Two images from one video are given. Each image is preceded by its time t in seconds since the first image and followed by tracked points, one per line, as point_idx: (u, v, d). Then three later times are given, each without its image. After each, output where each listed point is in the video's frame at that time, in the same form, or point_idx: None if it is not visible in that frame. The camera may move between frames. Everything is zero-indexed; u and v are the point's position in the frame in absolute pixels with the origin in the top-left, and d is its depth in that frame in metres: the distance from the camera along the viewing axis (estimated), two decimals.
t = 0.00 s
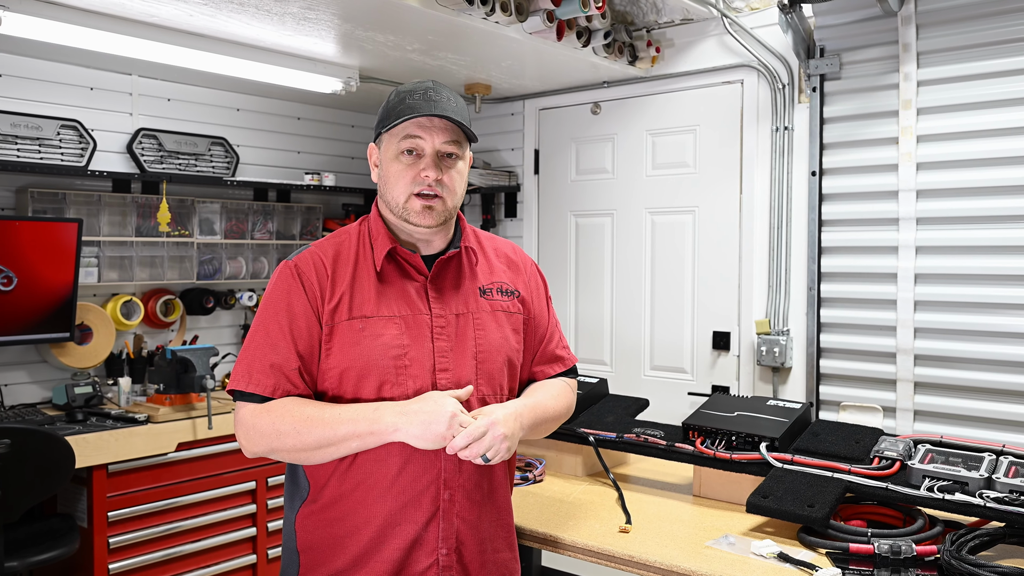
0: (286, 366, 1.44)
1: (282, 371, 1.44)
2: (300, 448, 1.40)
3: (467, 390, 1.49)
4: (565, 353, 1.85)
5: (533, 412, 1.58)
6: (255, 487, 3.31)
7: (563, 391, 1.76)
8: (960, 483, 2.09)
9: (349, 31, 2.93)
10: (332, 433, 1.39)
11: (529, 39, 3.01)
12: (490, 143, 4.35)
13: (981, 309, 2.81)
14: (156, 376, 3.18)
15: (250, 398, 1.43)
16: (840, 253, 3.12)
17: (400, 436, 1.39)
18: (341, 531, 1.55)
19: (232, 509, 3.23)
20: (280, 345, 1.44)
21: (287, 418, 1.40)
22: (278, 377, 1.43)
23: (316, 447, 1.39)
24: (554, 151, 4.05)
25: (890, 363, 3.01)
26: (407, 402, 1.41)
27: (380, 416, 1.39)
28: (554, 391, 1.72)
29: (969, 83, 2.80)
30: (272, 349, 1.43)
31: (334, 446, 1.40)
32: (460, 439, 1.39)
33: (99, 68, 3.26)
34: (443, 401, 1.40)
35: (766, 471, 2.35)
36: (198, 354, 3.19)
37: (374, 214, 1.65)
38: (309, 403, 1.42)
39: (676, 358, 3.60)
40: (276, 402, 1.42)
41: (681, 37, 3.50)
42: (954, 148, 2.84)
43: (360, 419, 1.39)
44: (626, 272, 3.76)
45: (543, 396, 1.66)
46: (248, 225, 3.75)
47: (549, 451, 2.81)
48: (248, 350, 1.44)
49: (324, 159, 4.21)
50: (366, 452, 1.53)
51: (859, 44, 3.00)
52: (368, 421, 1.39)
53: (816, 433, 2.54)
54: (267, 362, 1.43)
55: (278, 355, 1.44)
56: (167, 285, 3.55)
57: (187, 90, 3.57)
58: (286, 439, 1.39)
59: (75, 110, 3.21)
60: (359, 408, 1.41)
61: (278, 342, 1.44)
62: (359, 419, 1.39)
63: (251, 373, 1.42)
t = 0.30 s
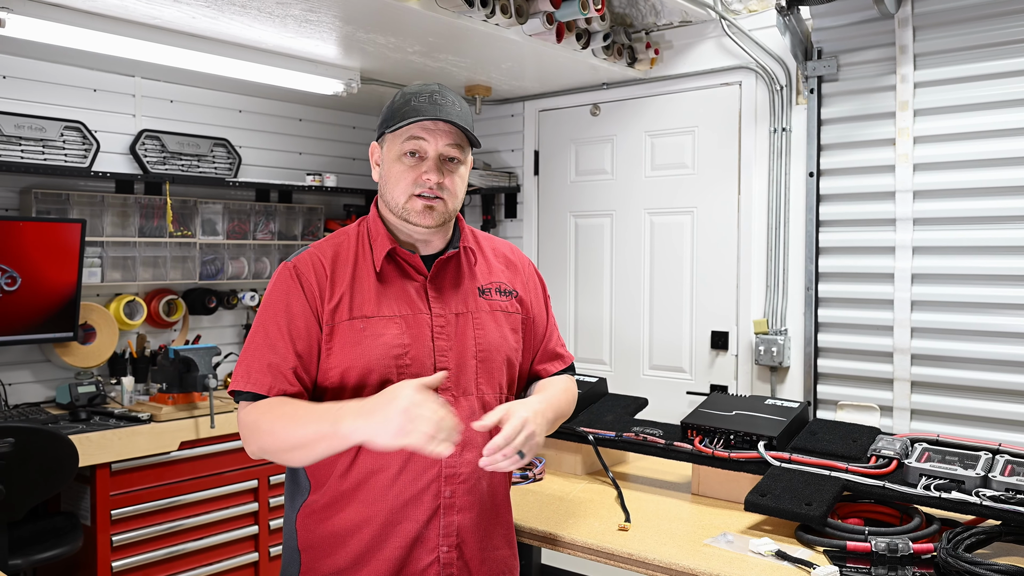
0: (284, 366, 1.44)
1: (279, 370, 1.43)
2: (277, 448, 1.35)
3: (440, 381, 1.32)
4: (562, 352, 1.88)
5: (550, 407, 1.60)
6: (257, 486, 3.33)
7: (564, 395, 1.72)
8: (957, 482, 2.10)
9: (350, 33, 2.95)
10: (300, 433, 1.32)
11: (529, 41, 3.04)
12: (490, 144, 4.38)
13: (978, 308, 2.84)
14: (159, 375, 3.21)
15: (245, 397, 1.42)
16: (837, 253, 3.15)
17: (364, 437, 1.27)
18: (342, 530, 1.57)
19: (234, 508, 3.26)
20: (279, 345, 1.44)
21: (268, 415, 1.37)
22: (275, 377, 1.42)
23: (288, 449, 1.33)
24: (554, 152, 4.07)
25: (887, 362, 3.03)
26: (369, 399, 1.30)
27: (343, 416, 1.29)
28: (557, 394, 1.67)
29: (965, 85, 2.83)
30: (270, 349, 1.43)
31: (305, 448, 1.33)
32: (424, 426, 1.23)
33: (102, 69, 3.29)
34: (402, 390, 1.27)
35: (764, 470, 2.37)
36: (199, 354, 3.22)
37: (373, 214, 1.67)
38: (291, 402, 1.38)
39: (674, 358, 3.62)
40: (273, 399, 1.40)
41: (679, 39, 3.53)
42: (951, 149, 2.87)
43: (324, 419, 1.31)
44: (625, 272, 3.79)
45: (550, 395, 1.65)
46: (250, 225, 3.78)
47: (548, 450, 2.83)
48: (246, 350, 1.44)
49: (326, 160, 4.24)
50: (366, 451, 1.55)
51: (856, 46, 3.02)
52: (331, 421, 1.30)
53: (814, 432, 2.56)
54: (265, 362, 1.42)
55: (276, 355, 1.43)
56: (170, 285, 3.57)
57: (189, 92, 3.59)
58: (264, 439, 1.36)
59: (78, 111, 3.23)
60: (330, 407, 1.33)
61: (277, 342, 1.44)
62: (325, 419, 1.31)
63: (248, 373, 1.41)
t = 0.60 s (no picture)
0: (283, 366, 1.46)
1: (280, 370, 1.45)
2: (269, 450, 1.38)
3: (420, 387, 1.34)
4: (562, 353, 1.90)
5: (552, 406, 1.64)
6: (259, 484, 3.36)
7: (563, 395, 1.74)
8: (954, 480, 2.12)
9: (351, 35, 2.98)
10: (289, 438, 1.34)
11: (529, 43, 3.06)
12: (490, 145, 4.40)
13: (974, 308, 2.86)
14: (163, 374, 3.25)
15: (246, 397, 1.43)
16: (835, 253, 3.17)
17: (350, 447, 1.30)
18: (343, 529, 1.59)
19: (236, 506, 3.28)
20: (279, 346, 1.46)
21: (261, 415, 1.40)
22: (275, 377, 1.44)
23: (278, 451, 1.36)
24: (553, 153, 4.10)
25: (884, 361, 3.06)
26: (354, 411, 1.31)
27: (329, 426, 1.32)
28: (558, 394, 1.71)
29: (961, 86, 2.85)
30: (270, 350, 1.45)
31: (295, 452, 1.36)
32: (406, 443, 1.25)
33: (106, 71, 3.31)
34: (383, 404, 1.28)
35: (762, 469, 2.40)
36: (202, 353, 3.25)
37: (373, 216, 1.69)
38: (286, 404, 1.41)
39: (673, 357, 3.64)
40: (273, 402, 1.43)
41: (677, 41, 3.55)
42: (947, 150, 2.89)
43: (311, 426, 1.33)
44: (624, 272, 3.81)
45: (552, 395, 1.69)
46: (252, 226, 3.81)
47: (548, 449, 2.86)
48: (248, 351, 1.46)
49: (327, 161, 4.27)
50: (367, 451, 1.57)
51: (854, 48, 3.04)
52: (318, 429, 1.32)
53: (811, 431, 2.58)
54: (265, 362, 1.45)
55: (277, 356, 1.45)
56: (173, 285, 3.59)
57: (192, 93, 3.61)
58: (258, 440, 1.39)
59: (81, 112, 3.26)
60: (318, 414, 1.35)
61: (277, 343, 1.46)
62: (311, 426, 1.33)
63: (248, 373, 1.43)
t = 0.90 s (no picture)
0: (284, 363, 1.48)
1: (281, 367, 1.48)
2: (277, 451, 1.39)
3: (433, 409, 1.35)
4: (565, 351, 1.91)
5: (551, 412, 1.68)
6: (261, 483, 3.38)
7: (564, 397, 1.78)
8: (950, 478, 2.14)
9: (352, 37, 3.00)
10: (301, 442, 1.36)
11: (529, 44, 3.08)
12: (491, 146, 4.42)
13: (970, 308, 2.88)
14: (165, 373, 3.26)
15: (248, 393, 1.46)
16: (832, 254, 3.19)
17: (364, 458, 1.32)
18: (343, 523, 1.61)
19: (238, 504, 3.31)
20: (281, 342, 1.49)
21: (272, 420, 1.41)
22: (276, 373, 1.47)
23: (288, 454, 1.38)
24: (553, 154, 4.12)
25: (881, 361, 3.08)
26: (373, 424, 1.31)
27: (343, 433, 1.33)
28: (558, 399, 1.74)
29: (958, 88, 2.87)
30: (271, 346, 1.48)
31: (304, 455, 1.37)
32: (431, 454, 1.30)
33: (109, 73, 3.34)
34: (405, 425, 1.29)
35: (759, 467, 2.42)
36: (205, 353, 3.28)
37: (376, 217, 1.71)
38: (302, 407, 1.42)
39: (672, 356, 3.67)
40: (273, 397, 1.45)
41: (676, 43, 3.57)
42: (944, 151, 2.91)
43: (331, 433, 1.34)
44: (623, 272, 3.84)
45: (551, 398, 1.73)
46: (254, 226, 3.83)
47: (548, 447, 2.88)
48: (250, 348, 1.49)
49: (329, 162, 4.30)
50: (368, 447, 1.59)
51: (851, 50, 3.06)
52: (331, 437, 1.34)
53: (809, 430, 2.61)
54: (266, 358, 1.47)
55: (278, 352, 1.48)
56: (175, 285, 3.62)
57: (195, 95, 3.64)
58: (266, 440, 1.40)
59: (85, 114, 3.28)
60: (331, 421, 1.37)
61: (277, 339, 1.49)
62: (325, 433, 1.35)
63: (249, 369, 1.46)
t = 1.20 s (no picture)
0: (283, 357, 1.50)
1: (280, 362, 1.49)
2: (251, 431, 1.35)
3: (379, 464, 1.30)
4: (571, 348, 1.94)
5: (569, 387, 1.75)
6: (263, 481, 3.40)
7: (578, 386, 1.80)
8: (947, 477, 2.17)
9: (354, 39, 3.02)
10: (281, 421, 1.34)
11: (529, 47, 3.10)
12: (491, 147, 4.45)
13: (966, 308, 2.91)
14: (167, 373, 3.28)
15: (249, 388, 1.47)
16: (830, 254, 3.22)
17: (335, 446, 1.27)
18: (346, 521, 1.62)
19: (241, 502, 3.33)
20: (280, 337, 1.50)
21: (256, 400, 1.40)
22: (276, 368, 1.48)
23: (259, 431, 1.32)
24: (553, 155, 4.14)
25: (879, 360, 3.10)
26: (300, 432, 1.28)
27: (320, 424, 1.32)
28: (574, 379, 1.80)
29: (954, 90, 2.89)
30: (272, 342, 1.50)
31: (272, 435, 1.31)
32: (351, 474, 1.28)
33: (113, 75, 3.36)
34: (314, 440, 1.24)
35: (757, 466, 2.44)
36: (207, 352, 3.30)
37: (380, 215, 1.74)
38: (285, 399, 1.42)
39: (670, 356, 3.69)
40: (273, 389, 1.44)
41: (675, 45, 3.60)
42: (940, 152, 2.93)
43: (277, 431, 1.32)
44: (622, 272, 3.86)
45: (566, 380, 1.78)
46: (256, 227, 3.86)
47: (547, 446, 2.90)
48: (253, 344, 1.51)
49: (330, 163, 4.32)
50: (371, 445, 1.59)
51: (849, 52, 3.09)
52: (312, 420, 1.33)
53: (807, 428, 2.63)
54: (266, 354, 1.49)
55: (278, 347, 1.50)
56: (178, 285, 3.65)
57: (197, 96, 3.67)
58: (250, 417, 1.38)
59: (88, 115, 3.30)
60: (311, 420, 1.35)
61: (279, 334, 1.51)
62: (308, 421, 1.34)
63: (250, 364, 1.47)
